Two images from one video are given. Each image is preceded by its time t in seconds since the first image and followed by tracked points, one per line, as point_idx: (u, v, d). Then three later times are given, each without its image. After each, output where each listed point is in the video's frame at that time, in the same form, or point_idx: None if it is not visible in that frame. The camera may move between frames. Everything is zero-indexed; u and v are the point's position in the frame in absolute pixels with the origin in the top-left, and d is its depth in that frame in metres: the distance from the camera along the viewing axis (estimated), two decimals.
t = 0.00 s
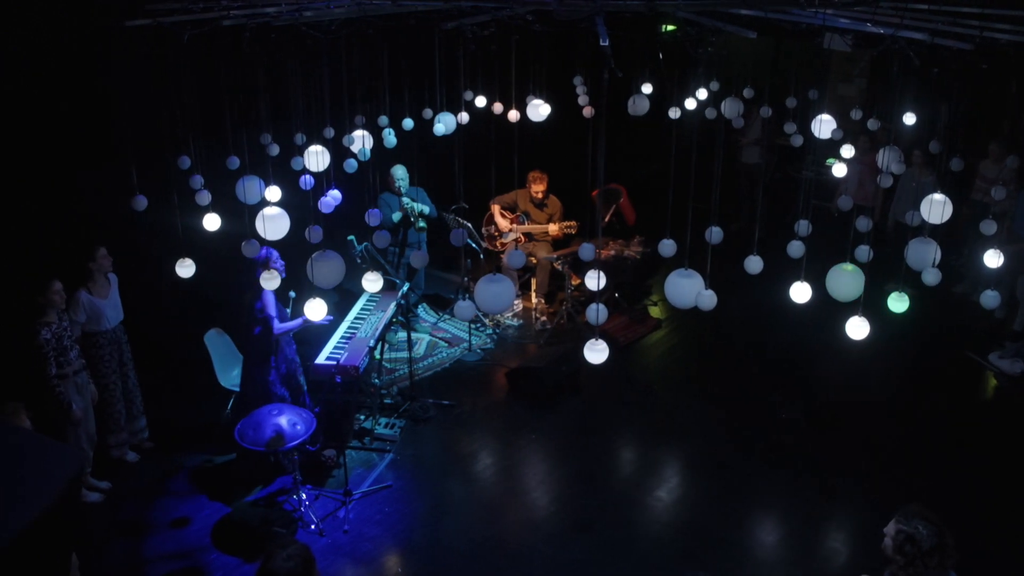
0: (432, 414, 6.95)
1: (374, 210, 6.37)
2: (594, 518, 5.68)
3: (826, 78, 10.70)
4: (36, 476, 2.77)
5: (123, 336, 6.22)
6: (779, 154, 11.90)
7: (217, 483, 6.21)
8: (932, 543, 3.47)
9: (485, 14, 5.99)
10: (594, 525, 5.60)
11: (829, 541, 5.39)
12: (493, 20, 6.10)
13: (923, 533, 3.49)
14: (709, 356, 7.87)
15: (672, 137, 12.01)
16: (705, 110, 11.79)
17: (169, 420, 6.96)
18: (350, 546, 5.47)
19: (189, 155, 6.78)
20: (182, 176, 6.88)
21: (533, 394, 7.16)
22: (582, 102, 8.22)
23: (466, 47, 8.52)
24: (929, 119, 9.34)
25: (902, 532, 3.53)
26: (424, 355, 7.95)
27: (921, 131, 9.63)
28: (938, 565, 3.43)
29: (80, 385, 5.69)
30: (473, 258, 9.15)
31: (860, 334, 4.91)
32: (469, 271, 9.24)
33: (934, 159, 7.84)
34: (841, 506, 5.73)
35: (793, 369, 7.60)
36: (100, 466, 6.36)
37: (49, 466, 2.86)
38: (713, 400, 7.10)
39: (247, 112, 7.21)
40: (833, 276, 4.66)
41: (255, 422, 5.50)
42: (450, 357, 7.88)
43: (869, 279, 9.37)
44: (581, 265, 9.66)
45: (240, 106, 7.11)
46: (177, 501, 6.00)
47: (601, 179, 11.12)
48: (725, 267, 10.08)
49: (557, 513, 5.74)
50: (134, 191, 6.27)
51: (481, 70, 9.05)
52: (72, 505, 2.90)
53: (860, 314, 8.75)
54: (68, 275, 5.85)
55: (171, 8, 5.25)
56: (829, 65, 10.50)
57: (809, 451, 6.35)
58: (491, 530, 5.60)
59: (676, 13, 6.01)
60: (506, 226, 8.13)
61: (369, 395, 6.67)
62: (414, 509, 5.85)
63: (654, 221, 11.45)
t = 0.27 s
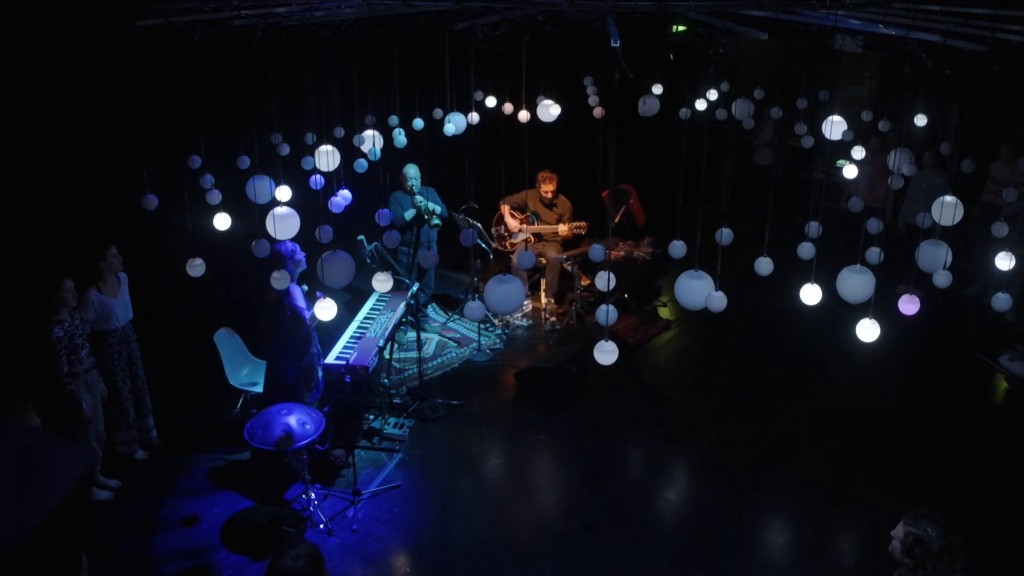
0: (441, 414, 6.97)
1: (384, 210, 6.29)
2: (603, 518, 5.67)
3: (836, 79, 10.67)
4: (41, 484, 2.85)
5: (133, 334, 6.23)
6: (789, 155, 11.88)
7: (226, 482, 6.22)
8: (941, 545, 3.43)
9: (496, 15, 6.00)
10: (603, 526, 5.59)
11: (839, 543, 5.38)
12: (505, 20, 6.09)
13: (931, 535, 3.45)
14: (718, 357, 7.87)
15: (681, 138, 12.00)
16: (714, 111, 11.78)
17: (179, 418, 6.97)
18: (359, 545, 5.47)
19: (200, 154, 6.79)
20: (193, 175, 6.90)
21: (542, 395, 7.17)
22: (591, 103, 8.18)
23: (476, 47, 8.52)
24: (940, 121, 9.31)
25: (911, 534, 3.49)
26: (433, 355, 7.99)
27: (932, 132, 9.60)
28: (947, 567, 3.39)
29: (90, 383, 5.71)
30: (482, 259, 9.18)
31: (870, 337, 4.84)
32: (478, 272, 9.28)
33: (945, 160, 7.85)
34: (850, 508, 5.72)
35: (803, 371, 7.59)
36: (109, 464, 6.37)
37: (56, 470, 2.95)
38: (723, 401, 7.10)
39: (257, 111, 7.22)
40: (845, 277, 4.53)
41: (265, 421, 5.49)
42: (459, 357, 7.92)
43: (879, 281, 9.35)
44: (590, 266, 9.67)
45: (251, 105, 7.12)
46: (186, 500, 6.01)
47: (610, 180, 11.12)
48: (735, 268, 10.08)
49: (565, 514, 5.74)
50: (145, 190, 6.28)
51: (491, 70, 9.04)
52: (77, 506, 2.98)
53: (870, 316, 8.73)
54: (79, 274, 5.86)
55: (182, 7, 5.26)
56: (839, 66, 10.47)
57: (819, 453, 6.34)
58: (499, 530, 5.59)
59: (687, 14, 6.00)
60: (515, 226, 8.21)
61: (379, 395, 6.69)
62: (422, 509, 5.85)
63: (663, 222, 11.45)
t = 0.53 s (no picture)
0: (448, 414, 6.98)
1: (393, 211, 6.37)
2: (609, 519, 5.67)
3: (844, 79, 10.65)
4: (43, 491, 2.82)
5: (140, 333, 6.22)
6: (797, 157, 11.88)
7: (233, 481, 6.22)
8: (950, 550, 3.44)
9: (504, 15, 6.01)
10: (610, 527, 5.58)
11: (847, 544, 5.37)
12: (513, 21, 6.09)
13: (940, 540, 3.46)
14: (725, 358, 7.87)
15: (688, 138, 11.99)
16: (722, 111, 11.77)
17: (186, 418, 6.98)
18: (365, 545, 5.47)
19: (208, 153, 6.80)
20: (201, 174, 6.90)
21: (549, 396, 7.17)
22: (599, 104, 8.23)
23: (484, 47, 8.52)
24: (949, 121, 9.28)
25: (920, 538, 3.50)
26: (440, 355, 8.03)
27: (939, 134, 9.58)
28: (957, 572, 3.40)
29: (99, 383, 5.66)
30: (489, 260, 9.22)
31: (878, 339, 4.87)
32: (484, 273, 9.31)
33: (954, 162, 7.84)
34: (858, 510, 5.70)
35: (810, 372, 7.58)
36: (116, 463, 6.38)
37: (62, 478, 2.92)
38: (731, 402, 7.11)
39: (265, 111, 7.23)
40: (851, 281, 4.51)
41: (271, 421, 5.45)
42: (466, 357, 7.96)
43: (887, 283, 9.34)
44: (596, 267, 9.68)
45: (259, 104, 7.13)
46: (193, 499, 6.01)
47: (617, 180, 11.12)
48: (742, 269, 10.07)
49: (571, 514, 5.74)
50: (153, 190, 6.28)
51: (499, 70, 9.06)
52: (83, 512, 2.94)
53: (877, 318, 8.72)
54: (87, 273, 5.86)
55: (191, 7, 5.27)
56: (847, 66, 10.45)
57: (827, 454, 6.34)
58: (505, 530, 5.59)
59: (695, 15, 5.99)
60: (523, 227, 8.29)
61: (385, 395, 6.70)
62: (429, 509, 5.85)
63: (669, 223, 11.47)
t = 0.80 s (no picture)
0: (453, 414, 6.99)
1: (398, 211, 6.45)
2: (615, 520, 5.67)
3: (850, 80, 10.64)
4: (50, 491, 2.88)
5: (146, 333, 6.23)
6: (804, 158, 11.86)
7: (239, 481, 6.22)
8: (960, 553, 3.48)
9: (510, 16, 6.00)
10: (615, 528, 5.57)
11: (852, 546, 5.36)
12: (519, 22, 6.08)
13: (950, 543, 3.50)
14: (731, 359, 7.87)
15: (694, 139, 11.99)
16: (728, 111, 11.76)
17: (192, 417, 6.99)
18: (370, 545, 5.47)
19: (214, 153, 6.81)
20: (207, 174, 6.91)
21: (555, 397, 7.18)
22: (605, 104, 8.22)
23: (490, 48, 8.52)
24: (956, 122, 9.25)
25: (929, 542, 3.54)
26: (446, 355, 8.05)
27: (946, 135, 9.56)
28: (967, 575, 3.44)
29: (105, 381, 5.71)
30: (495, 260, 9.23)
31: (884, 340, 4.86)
32: (489, 273, 9.33)
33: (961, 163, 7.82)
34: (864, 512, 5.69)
35: (816, 374, 7.57)
36: (122, 463, 6.39)
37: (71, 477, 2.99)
38: (737, 403, 7.10)
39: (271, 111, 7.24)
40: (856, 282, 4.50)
41: (277, 421, 5.44)
42: (471, 358, 7.98)
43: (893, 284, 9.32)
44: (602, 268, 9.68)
45: (265, 105, 7.14)
46: (198, 498, 6.01)
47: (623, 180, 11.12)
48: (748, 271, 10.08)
49: (576, 515, 5.73)
50: (159, 190, 6.29)
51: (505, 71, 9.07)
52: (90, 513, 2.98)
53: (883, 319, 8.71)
54: (94, 273, 5.87)
55: (198, 8, 5.28)
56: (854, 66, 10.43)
57: (833, 455, 6.33)
58: (510, 531, 5.59)
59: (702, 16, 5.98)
60: (529, 227, 8.31)
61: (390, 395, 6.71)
62: (434, 509, 5.85)
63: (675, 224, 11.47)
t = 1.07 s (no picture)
0: (457, 414, 7.00)
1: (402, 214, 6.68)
2: (619, 520, 5.67)
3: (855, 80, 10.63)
4: (55, 494, 2.88)
5: (151, 332, 6.23)
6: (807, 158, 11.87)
7: (242, 481, 6.23)
8: (962, 555, 3.50)
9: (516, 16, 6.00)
10: (618, 528, 5.58)
11: (856, 547, 5.36)
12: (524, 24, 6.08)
13: (953, 546, 3.52)
14: (736, 360, 7.87)
15: (698, 139, 11.99)
16: (732, 112, 11.76)
17: (196, 417, 6.99)
18: (374, 545, 5.47)
19: (218, 153, 6.81)
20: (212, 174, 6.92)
21: (559, 397, 7.19)
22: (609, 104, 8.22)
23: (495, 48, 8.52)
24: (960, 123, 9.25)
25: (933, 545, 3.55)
26: (450, 355, 8.06)
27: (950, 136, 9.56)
28: None
29: (110, 381, 5.71)
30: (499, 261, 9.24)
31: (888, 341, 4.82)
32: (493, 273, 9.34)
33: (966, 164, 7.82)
34: (868, 513, 5.69)
35: (820, 375, 7.57)
36: (126, 462, 6.39)
37: (73, 483, 2.98)
38: (741, 403, 7.11)
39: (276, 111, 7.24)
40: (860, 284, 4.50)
41: (281, 421, 5.41)
42: (476, 358, 7.99)
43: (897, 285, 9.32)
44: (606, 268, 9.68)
45: (270, 105, 7.15)
46: (202, 498, 6.01)
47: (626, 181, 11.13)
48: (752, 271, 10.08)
49: (580, 515, 5.73)
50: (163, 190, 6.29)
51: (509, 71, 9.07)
52: (96, 514, 2.98)
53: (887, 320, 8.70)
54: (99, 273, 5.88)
55: (203, 9, 5.28)
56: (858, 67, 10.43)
57: (837, 456, 6.33)
58: (514, 531, 5.59)
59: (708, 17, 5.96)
60: (533, 228, 8.32)
61: (394, 395, 6.72)
62: (437, 509, 5.85)
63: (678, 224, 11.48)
